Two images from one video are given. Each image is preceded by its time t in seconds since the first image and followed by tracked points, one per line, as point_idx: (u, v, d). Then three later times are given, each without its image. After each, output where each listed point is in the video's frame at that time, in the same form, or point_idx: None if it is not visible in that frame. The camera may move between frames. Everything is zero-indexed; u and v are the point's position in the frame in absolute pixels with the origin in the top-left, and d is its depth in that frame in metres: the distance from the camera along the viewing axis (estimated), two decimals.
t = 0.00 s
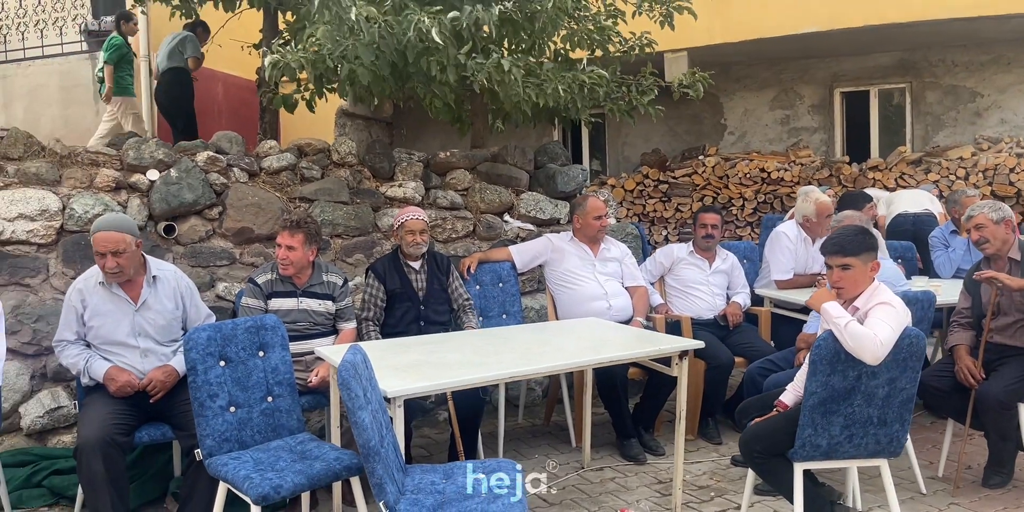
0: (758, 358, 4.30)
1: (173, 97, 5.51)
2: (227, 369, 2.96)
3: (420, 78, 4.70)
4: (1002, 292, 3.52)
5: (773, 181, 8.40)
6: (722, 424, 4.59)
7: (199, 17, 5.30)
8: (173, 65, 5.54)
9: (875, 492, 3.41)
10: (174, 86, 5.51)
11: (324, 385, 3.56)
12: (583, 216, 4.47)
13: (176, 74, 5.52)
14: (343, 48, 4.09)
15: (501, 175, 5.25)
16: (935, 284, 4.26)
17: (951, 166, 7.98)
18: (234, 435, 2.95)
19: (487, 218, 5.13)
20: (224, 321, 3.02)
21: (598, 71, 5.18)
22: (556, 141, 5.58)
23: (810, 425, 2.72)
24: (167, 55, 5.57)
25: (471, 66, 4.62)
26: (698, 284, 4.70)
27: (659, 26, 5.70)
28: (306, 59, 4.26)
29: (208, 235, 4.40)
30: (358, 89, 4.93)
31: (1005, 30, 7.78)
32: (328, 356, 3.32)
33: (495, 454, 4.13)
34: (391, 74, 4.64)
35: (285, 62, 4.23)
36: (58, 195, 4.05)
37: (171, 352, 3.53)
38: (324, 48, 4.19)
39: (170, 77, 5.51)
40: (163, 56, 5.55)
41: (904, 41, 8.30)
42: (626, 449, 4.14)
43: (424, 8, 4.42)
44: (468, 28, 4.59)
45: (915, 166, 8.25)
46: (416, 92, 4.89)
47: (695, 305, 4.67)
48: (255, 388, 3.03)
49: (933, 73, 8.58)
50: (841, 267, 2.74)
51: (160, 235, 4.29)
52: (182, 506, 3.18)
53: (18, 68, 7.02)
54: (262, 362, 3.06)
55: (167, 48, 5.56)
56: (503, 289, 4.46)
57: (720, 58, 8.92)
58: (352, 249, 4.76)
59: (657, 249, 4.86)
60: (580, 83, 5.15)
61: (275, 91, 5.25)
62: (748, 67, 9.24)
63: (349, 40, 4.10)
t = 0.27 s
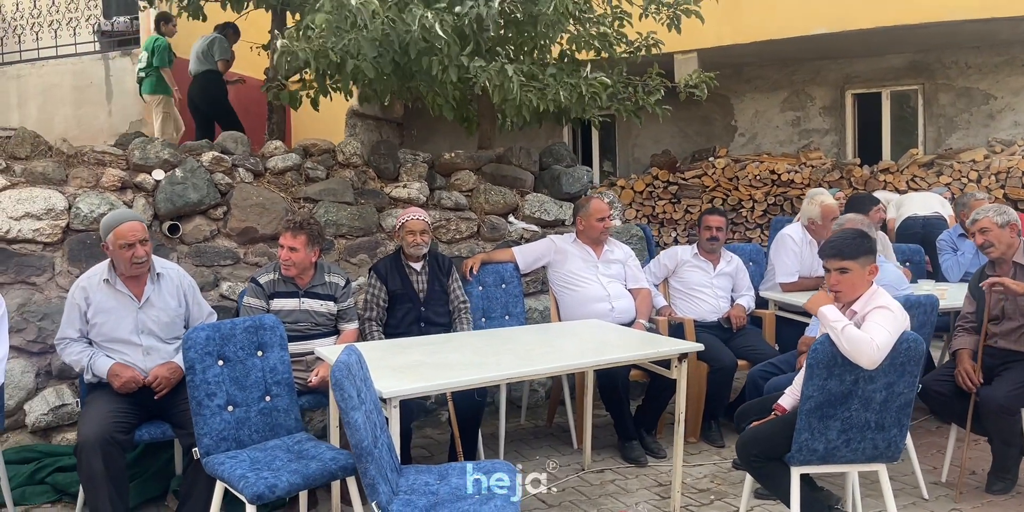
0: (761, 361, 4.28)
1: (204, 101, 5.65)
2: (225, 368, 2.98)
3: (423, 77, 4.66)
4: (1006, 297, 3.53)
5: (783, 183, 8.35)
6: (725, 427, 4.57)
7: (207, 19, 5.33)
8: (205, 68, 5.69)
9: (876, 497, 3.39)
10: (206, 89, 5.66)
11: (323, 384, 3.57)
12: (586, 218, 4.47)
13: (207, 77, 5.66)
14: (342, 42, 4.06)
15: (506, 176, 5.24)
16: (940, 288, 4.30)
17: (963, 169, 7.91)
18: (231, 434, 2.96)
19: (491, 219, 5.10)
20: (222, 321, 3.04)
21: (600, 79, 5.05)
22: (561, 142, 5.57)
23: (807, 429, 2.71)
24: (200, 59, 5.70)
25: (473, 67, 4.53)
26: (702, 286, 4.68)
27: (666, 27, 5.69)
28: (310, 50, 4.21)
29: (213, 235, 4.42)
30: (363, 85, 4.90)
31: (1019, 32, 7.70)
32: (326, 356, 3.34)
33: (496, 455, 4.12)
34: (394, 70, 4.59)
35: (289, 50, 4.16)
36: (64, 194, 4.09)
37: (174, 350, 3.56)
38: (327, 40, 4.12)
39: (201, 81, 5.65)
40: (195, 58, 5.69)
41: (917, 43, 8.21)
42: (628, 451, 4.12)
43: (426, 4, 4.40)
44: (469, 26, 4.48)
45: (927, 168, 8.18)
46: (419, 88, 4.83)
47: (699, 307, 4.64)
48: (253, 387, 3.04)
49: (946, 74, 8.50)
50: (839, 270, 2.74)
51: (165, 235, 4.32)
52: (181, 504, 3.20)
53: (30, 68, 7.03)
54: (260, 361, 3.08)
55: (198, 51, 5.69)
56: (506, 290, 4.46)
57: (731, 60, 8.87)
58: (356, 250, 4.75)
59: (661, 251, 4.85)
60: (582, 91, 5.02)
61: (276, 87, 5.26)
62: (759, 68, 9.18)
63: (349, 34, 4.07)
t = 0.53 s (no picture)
0: (757, 362, 4.25)
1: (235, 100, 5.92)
2: (213, 366, 2.98)
3: (418, 71, 4.66)
4: (1003, 300, 3.51)
5: (788, 184, 8.29)
6: (720, 429, 4.54)
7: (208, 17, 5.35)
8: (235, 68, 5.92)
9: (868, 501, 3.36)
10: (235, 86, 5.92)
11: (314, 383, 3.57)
12: (582, 218, 4.44)
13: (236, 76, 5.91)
14: (336, 31, 4.08)
15: (504, 175, 5.22)
16: (939, 291, 4.29)
17: (970, 170, 7.83)
18: (219, 432, 2.96)
19: (489, 218, 5.09)
20: (211, 319, 3.04)
21: (598, 71, 5.05)
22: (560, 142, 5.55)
23: (795, 433, 2.70)
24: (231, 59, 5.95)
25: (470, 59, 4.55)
26: (700, 287, 4.65)
27: (666, 27, 5.65)
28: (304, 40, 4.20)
29: (209, 233, 4.43)
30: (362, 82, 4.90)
31: None
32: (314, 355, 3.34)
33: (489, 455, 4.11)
34: (391, 64, 4.61)
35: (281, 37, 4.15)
36: (60, 191, 4.11)
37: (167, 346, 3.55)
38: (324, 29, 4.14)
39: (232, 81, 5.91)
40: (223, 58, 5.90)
41: (925, 43, 8.13)
42: (621, 452, 4.10)
43: None
44: (464, 18, 4.48)
45: (934, 169, 8.11)
46: (414, 85, 4.82)
47: (696, 308, 4.62)
48: (241, 386, 3.04)
49: (954, 75, 8.42)
50: (829, 272, 2.75)
51: (161, 233, 4.33)
52: (170, 501, 3.21)
53: (37, 65, 6.94)
54: (248, 360, 3.08)
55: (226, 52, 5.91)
56: (502, 290, 4.44)
57: (737, 59, 8.81)
58: (352, 248, 4.74)
59: (658, 252, 4.82)
60: (581, 84, 5.01)
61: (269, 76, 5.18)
62: (766, 68, 9.12)
63: (344, 24, 4.11)
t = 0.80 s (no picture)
0: (749, 361, 4.22)
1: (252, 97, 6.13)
2: (196, 361, 2.98)
3: (410, 66, 4.66)
4: (996, 300, 3.49)
5: (790, 182, 8.21)
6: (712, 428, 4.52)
7: (203, 12, 5.33)
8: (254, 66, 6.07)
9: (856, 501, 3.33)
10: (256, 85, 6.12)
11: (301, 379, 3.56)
12: (573, 214, 4.43)
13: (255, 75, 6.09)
14: (329, 24, 4.15)
15: (499, 171, 5.18)
16: (934, 290, 4.27)
17: (973, 169, 7.77)
18: (201, 427, 2.96)
19: (483, 215, 5.05)
20: (194, 313, 3.03)
21: (591, 68, 5.03)
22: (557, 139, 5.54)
23: (778, 432, 2.69)
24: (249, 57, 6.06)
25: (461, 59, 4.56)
26: (693, 285, 4.62)
27: (663, 24, 5.61)
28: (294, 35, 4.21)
29: (200, 227, 4.43)
30: (355, 78, 4.90)
31: None
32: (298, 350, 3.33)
33: (478, 452, 4.09)
34: (382, 59, 4.62)
35: (271, 34, 4.16)
36: (51, 185, 4.11)
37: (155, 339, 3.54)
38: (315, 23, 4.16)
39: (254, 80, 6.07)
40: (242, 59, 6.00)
41: (929, 41, 8.06)
42: (611, 450, 4.08)
43: None
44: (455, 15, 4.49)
45: (936, 168, 8.05)
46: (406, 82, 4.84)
47: (689, 306, 4.59)
48: (223, 380, 3.04)
49: (958, 73, 8.35)
50: (814, 270, 2.74)
51: (152, 227, 4.33)
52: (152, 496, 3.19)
53: (42, 59, 6.89)
54: (232, 354, 3.07)
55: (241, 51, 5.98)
56: (494, 286, 4.42)
57: (739, 56, 8.75)
58: (345, 243, 4.73)
59: (652, 250, 4.80)
60: (574, 82, 4.99)
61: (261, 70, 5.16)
62: (769, 65, 9.05)
63: (336, 17, 4.18)
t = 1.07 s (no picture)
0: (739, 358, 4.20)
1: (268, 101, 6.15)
2: (177, 354, 2.97)
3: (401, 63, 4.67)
4: (985, 298, 3.46)
5: (788, 179, 8.13)
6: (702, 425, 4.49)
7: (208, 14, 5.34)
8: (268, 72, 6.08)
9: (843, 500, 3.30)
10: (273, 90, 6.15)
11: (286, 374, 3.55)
12: (561, 210, 4.42)
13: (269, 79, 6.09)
14: (314, 22, 4.24)
15: (491, 166, 5.14)
16: (925, 288, 4.25)
17: (971, 167, 7.72)
18: (182, 420, 2.95)
19: (475, 210, 5.01)
20: (176, 306, 3.01)
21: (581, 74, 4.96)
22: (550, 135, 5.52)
23: (760, 429, 2.68)
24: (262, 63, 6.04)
25: (449, 56, 4.57)
26: (684, 282, 4.60)
27: (658, 21, 5.54)
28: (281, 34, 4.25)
29: (189, 220, 4.41)
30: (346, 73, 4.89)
31: None
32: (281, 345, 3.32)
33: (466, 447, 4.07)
34: (370, 55, 4.64)
35: (258, 36, 4.18)
36: (39, 177, 4.10)
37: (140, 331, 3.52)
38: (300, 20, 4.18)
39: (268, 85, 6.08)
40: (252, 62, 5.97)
41: (929, 38, 8.00)
42: (599, 446, 4.06)
43: None
44: (443, 13, 4.50)
45: (935, 166, 8.00)
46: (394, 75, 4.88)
47: (680, 303, 4.57)
48: (205, 374, 3.02)
49: (958, 70, 8.29)
50: (797, 267, 2.74)
51: (140, 220, 4.31)
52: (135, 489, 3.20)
53: (38, 51, 6.89)
54: (214, 348, 3.06)
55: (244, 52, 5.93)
56: (483, 281, 4.40)
57: (738, 53, 8.70)
58: (334, 237, 4.70)
59: (643, 246, 4.78)
60: (563, 87, 4.95)
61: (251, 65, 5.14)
62: (768, 61, 9.00)
63: (320, 14, 4.27)
